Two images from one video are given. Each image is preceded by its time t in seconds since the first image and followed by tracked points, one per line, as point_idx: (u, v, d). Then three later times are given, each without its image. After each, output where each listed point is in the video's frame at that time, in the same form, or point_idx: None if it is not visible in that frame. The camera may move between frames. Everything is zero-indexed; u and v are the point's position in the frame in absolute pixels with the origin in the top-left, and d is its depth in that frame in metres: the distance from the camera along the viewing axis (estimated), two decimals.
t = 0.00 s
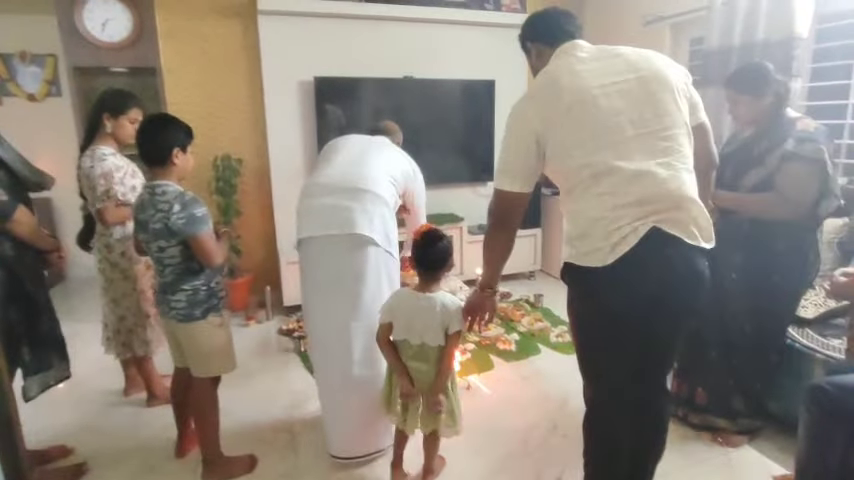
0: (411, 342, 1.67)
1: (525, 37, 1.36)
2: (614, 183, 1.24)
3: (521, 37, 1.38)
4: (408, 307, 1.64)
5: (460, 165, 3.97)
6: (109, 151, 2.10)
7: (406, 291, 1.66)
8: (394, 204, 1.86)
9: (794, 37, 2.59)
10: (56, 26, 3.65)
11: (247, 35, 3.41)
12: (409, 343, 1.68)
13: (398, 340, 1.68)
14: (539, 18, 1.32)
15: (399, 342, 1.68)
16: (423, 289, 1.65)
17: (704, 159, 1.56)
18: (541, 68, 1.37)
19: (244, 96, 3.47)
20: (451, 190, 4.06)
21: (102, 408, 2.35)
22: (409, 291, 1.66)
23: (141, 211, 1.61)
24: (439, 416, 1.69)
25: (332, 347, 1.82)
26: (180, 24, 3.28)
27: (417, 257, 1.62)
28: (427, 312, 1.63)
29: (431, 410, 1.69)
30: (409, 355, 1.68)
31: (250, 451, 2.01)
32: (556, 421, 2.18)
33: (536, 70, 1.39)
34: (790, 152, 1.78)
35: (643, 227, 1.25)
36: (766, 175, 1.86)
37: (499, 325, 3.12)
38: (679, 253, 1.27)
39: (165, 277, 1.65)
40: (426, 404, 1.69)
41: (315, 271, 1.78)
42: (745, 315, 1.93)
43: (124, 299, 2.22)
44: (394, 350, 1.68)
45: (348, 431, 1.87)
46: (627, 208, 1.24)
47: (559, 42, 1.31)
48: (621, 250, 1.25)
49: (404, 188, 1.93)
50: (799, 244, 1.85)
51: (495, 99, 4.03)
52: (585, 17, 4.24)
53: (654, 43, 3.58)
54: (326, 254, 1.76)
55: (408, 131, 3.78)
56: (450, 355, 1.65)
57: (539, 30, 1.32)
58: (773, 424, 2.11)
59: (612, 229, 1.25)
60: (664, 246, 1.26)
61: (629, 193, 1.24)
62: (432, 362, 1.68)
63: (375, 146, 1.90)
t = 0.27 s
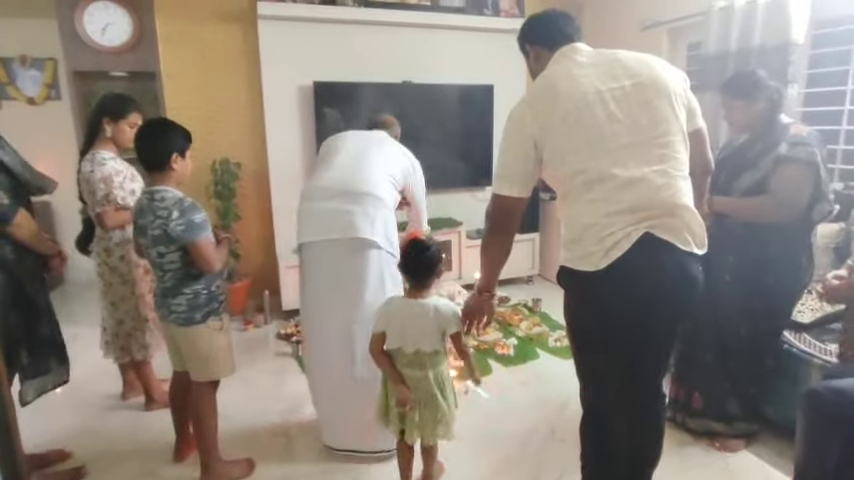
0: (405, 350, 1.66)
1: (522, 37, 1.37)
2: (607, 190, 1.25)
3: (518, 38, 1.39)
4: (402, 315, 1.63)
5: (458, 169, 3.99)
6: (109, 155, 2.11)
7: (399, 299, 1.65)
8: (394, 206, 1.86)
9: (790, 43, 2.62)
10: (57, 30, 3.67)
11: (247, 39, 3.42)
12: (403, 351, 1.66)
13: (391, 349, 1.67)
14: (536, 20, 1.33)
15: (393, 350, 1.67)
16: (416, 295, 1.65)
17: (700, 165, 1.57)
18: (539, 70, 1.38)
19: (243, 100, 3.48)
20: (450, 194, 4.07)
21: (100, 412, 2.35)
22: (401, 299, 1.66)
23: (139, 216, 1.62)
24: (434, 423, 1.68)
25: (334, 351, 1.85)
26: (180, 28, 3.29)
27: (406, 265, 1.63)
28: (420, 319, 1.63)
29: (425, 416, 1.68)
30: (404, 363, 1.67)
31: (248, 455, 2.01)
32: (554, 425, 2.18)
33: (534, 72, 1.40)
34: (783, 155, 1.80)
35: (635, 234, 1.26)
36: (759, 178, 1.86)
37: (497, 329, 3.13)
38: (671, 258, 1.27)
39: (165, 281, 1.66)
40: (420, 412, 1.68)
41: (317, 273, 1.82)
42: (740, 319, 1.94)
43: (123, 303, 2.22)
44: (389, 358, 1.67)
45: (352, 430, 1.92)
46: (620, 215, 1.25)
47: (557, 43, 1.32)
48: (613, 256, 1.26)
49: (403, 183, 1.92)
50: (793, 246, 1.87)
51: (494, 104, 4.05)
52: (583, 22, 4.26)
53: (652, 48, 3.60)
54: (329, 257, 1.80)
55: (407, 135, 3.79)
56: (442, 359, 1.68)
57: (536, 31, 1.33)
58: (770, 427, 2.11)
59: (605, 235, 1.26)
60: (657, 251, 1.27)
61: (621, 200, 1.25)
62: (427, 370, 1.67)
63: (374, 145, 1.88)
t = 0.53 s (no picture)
0: (398, 362, 1.64)
1: (519, 41, 1.38)
2: (604, 195, 1.25)
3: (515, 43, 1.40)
4: (394, 326, 1.61)
5: (456, 173, 3.99)
6: (106, 159, 2.10)
7: (388, 310, 1.63)
8: (394, 207, 1.86)
9: (786, 49, 2.64)
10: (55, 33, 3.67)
11: (245, 43, 3.43)
12: (398, 363, 1.65)
13: (384, 362, 1.65)
14: (532, 23, 1.34)
15: (386, 362, 1.66)
16: (407, 303, 1.64)
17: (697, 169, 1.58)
18: (536, 74, 1.39)
19: (241, 104, 3.48)
20: (448, 198, 4.07)
21: (95, 416, 2.33)
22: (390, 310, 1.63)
23: (136, 219, 1.61)
24: (437, 430, 1.68)
25: (332, 354, 1.84)
26: (178, 32, 3.29)
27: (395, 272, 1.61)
28: (412, 328, 1.61)
29: (428, 425, 1.67)
30: (400, 373, 1.66)
31: (244, 460, 2.00)
32: (552, 429, 2.18)
33: (530, 76, 1.40)
34: (776, 159, 1.80)
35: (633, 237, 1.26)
36: (753, 182, 1.86)
37: (495, 334, 3.12)
38: (669, 263, 1.27)
39: (161, 284, 1.65)
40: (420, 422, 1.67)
41: (316, 275, 1.82)
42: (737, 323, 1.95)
43: (119, 307, 2.21)
44: (382, 371, 1.65)
45: (350, 432, 1.92)
46: (617, 219, 1.25)
47: (556, 46, 1.33)
48: (611, 259, 1.26)
49: (403, 183, 1.91)
50: (789, 249, 1.88)
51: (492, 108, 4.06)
52: (581, 27, 4.28)
53: (649, 53, 3.62)
54: (327, 260, 1.80)
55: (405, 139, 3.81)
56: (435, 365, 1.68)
57: (533, 36, 1.34)
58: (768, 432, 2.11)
59: (602, 239, 1.26)
60: (653, 256, 1.27)
61: (618, 205, 1.25)
62: (425, 378, 1.66)
63: (373, 144, 1.86)
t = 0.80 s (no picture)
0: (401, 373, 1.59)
1: (516, 44, 1.38)
2: (602, 198, 1.26)
3: (512, 47, 1.41)
4: (392, 337, 1.55)
5: (454, 176, 4.00)
6: (103, 162, 2.10)
7: (384, 321, 1.56)
8: (391, 210, 1.86)
9: (782, 52, 2.65)
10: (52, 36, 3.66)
11: (242, 45, 3.42)
12: (399, 373, 1.60)
13: (386, 375, 1.60)
14: (528, 26, 1.35)
15: (387, 375, 1.60)
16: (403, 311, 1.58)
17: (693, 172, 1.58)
18: (534, 75, 1.39)
19: (238, 107, 3.48)
20: (445, 201, 4.07)
21: (91, 420, 2.32)
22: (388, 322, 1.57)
23: (133, 221, 1.62)
24: (448, 437, 1.63)
25: (328, 356, 1.84)
26: (176, 35, 3.29)
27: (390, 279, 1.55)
28: (411, 337, 1.55)
29: (439, 433, 1.62)
30: (403, 384, 1.60)
31: (241, 463, 1.99)
32: (549, 432, 2.18)
33: (528, 77, 1.41)
34: (768, 161, 1.81)
35: (630, 241, 1.26)
36: (747, 184, 1.86)
37: (492, 337, 3.12)
38: (666, 265, 1.27)
39: (156, 286, 1.64)
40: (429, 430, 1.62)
41: (312, 277, 1.82)
42: (733, 324, 1.95)
43: (116, 310, 2.21)
44: (384, 384, 1.60)
45: (346, 435, 1.91)
46: (613, 222, 1.26)
47: (554, 49, 1.33)
48: (608, 261, 1.27)
49: (403, 187, 1.91)
50: (783, 250, 1.89)
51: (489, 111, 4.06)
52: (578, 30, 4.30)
53: (645, 56, 3.63)
54: (323, 262, 1.79)
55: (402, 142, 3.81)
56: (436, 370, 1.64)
57: (530, 39, 1.34)
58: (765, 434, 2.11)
59: (601, 242, 1.26)
60: (650, 258, 1.27)
61: (615, 208, 1.25)
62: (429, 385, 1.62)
63: (372, 147, 1.87)
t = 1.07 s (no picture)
0: (408, 379, 1.59)
1: (515, 43, 1.39)
2: (601, 199, 1.25)
3: (511, 45, 1.41)
4: (398, 342, 1.57)
5: (452, 176, 4.00)
6: (100, 163, 2.09)
7: (393, 326, 1.58)
8: (387, 213, 1.85)
9: (778, 53, 2.67)
10: (48, 36, 3.65)
11: (239, 46, 3.42)
12: (407, 380, 1.60)
13: (391, 380, 1.60)
14: (526, 25, 1.35)
15: (394, 380, 1.60)
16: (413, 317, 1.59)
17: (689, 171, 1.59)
18: (534, 74, 1.39)
19: (236, 108, 3.48)
20: (444, 201, 4.08)
21: (88, 422, 2.31)
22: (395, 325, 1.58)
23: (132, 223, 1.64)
24: (452, 447, 1.63)
25: (323, 358, 1.83)
26: (173, 35, 3.28)
27: (395, 284, 1.55)
28: (419, 343, 1.56)
29: (443, 443, 1.63)
30: (412, 390, 1.60)
31: (238, 465, 1.98)
32: (547, 433, 2.17)
33: (527, 75, 1.41)
34: (762, 161, 1.82)
35: (629, 242, 1.26)
36: (741, 184, 1.87)
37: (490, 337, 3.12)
38: (663, 266, 1.28)
39: (151, 289, 1.65)
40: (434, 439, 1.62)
41: (308, 277, 1.81)
42: (730, 324, 1.95)
43: (112, 311, 2.20)
44: (394, 386, 1.60)
45: (342, 438, 1.89)
46: (612, 223, 1.26)
47: (554, 48, 1.34)
48: (607, 262, 1.27)
49: (401, 192, 1.91)
50: (779, 250, 1.90)
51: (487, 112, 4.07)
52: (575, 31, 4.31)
53: (643, 57, 3.64)
54: (318, 262, 1.79)
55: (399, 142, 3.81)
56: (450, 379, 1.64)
57: (531, 38, 1.34)
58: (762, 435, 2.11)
59: (601, 243, 1.26)
60: (648, 260, 1.27)
61: (613, 209, 1.25)
62: (437, 393, 1.61)
63: (372, 152, 1.89)
